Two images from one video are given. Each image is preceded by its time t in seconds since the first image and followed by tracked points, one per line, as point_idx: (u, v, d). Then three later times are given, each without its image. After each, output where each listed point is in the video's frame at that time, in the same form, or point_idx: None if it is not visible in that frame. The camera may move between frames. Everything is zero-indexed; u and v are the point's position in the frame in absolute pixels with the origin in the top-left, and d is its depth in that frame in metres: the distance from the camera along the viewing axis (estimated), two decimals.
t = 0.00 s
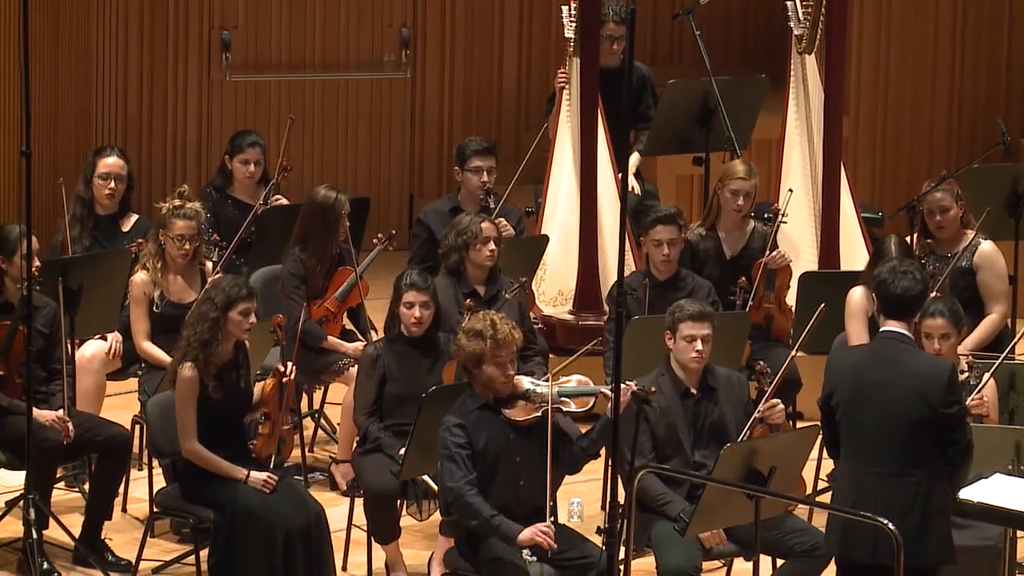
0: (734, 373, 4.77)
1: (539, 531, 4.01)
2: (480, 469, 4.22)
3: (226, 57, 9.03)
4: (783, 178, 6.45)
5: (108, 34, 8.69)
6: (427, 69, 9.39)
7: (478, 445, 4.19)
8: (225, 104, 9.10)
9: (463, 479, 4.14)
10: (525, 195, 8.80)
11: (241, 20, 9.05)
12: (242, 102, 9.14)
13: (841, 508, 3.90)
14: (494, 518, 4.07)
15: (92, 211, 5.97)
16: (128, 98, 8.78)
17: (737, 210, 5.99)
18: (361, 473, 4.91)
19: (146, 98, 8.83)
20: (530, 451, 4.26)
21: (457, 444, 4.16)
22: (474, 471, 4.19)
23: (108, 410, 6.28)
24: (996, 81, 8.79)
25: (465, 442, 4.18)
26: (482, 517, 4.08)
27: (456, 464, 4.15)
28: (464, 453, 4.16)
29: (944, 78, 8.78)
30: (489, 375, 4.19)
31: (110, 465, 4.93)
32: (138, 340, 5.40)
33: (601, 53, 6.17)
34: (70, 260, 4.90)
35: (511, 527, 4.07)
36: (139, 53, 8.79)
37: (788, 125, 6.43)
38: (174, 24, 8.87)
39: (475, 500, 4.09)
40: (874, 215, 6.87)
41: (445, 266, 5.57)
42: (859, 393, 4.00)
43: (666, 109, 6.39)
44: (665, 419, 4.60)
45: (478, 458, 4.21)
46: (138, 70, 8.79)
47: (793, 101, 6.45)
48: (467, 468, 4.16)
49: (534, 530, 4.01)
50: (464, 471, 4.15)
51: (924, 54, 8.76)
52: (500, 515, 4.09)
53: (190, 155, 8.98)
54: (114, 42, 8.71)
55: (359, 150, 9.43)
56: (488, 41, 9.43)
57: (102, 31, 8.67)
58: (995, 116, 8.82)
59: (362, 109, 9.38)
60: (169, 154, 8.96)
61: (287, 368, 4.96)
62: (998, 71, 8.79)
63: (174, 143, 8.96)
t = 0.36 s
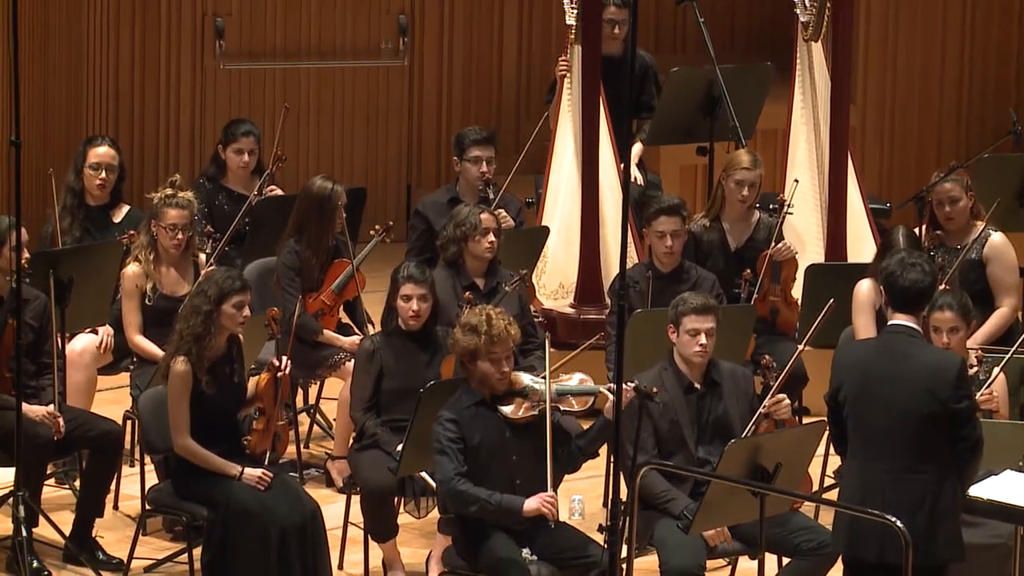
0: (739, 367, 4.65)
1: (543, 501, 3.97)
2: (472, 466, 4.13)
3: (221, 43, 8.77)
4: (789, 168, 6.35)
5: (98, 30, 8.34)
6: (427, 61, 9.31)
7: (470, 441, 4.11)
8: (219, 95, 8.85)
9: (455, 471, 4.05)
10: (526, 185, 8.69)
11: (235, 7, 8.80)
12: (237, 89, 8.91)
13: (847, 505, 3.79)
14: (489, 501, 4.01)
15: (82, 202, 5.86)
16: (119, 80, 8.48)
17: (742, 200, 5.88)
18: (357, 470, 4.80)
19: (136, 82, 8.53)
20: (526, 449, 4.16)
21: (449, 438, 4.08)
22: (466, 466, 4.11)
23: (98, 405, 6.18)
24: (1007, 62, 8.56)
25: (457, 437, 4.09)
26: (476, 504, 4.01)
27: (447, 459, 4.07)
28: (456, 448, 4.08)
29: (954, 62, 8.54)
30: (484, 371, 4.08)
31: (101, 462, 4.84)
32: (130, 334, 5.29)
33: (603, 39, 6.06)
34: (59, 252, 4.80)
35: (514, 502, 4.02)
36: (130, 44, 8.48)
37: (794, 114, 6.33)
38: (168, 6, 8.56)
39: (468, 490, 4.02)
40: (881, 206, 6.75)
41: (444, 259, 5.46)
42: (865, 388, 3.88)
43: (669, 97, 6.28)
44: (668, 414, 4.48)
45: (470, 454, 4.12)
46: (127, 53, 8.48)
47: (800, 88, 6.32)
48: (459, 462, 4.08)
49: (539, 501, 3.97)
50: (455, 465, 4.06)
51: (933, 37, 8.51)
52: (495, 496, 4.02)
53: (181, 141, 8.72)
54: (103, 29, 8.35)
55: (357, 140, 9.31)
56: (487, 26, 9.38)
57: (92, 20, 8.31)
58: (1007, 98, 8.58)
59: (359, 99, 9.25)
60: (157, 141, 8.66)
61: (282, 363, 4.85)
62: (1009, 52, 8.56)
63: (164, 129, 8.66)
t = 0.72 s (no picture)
0: (742, 363, 4.54)
1: (540, 477, 3.87)
2: (466, 465, 4.02)
3: (214, 33, 8.62)
4: (794, 159, 6.24)
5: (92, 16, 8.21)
6: (424, 50, 9.31)
7: (467, 439, 4.01)
8: (212, 84, 8.70)
9: (447, 464, 3.94)
10: (526, 177, 8.62)
11: None
12: (232, 77, 8.78)
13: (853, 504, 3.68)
14: (483, 484, 3.89)
15: (73, 194, 5.76)
16: (110, 74, 8.32)
17: (747, 192, 5.77)
18: (354, 468, 4.71)
19: (128, 76, 8.38)
20: (524, 447, 4.06)
21: (444, 432, 3.98)
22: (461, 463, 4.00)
23: (90, 402, 6.09)
24: (1016, 55, 8.49)
25: (453, 433, 3.99)
26: (470, 490, 3.89)
27: (440, 453, 3.96)
28: (450, 443, 3.98)
29: (964, 55, 8.44)
30: (483, 367, 3.97)
31: (92, 459, 4.74)
32: (122, 329, 5.20)
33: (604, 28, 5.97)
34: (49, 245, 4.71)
35: (508, 479, 3.90)
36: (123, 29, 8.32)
37: (799, 105, 6.23)
38: None
39: (461, 477, 3.90)
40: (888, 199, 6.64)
41: (443, 252, 5.36)
42: (872, 384, 3.78)
43: (672, 87, 6.17)
44: (670, 410, 4.38)
45: (466, 453, 4.02)
46: (120, 46, 8.34)
47: (805, 78, 6.22)
48: (453, 457, 3.97)
49: (537, 478, 3.87)
50: (449, 458, 3.95)
51: (943, 30, 8.40)
52: (489, 479, 3.91)
53: (175, 137, 8.57)
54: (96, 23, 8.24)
55: (353, 131, 9.23)
56: (487, 21, 9.42)
57: (84, 11, 8.17)
58: (1015, 91, 8.52)
59: (355, 89, 9.18)
60: (152, 137, 8.51)
61: (277, 358, 4.70)
62: (1018, 44, 8.49)
63: (161, 123, 8.52)
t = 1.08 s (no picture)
0: (746, 357, 4.44)
1: (539, 463, 3.78)
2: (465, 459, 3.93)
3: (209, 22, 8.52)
4: (799, 150, 6.14)
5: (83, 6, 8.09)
6: (422, 32, 9.28)
7: (467, 433, 3.92)
8: (206, 72, 8.62)
9: (445, 455, 3.85)
10: (526, 168, 8.54)
11: None
12: (226, 65, 8.71)
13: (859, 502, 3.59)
14: (482, 471, 3.80)
15: (64, 184, 5.68)
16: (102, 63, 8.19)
17: (751, 183, 5.67)
18: (351, 464, 4.62)
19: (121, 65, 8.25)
20: (523, 444, 3.97)
21: (443, 424, 3.88)
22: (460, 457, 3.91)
23: (81, 397, 6.01)
24: None
25: (453, 426, 3.90)
26: (469, 479, 3.80)
27: (438, 446, 3.87)
28: (449, 434, 3.89)
29: (971, 39, 8.36)
30: (485, 362, 3.88)
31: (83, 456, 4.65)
32: (114, 322, 5.10)
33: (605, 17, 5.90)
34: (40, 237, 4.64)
35: (507, 464, 3.81)
36: (114, 13, 8.20)
37: (805, 94, 6.13)
38: None
39: (459, 466, 3.81)
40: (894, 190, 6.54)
41: (441, 244, 5.26)
42: (880, 379, 3.68)
43: (674, 76, 6.08)
44: (673, 406, 4.27)
45: (466, 448, 3.93)
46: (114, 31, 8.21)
47: (810, 67, 6.13)
48: (452, 448, 3.88)
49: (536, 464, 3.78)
50: (448, 450, 3.86)
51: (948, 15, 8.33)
52: (487, 465, 3.82)
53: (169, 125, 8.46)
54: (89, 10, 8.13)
55: (349, 120, 9.17)
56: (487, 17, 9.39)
57: None
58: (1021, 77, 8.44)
59: (352, 76, 9.13)
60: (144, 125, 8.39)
61: (272, 352, 4.63)
62: None
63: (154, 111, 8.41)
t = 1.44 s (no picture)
0: (749, 350, 4.33)
1: (540, 443, 3.68)
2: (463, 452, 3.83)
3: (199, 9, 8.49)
4: (803, 138, 6.05)
5: None
6: (417, 26, 9.13)
7: (466, 425, 3.82)
8: (197, 58, 8.56)
9: (444, 441, 3.74)
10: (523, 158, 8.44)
11: None
12: (219, 54, 8.64)
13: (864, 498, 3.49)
14: (482, 450, 3.67)
15: (53, 174, 5.58)
16: (91, 52, 8.15)
17: (754, 173, 5.57)
18: (345, 459, 4.53)
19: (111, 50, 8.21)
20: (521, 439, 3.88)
21: (443, 413, 3.79)
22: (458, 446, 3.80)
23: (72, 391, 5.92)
24: None
25: (452, 416, 3.81)
26: (469, 460, 3.67)
27: (438, 432, 3.76)
28: (448, 421, 3.79)
29: (979, 27, 8.24)
30: (485, 357, 3.78)
31: (72, 451, 4.56)
32: (104, 315, 5.01)
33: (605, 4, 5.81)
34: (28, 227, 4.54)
35: (507, 444, 3.69)
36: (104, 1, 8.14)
37: (808, 83, 6.05)
38: None
39: (458, 449, 3.69)
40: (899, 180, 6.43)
41: (437, 236, 5.15)
42: (887, 372, 3.57)
43: (676, 63, 5.97)
44: (674, 400, 4.18)
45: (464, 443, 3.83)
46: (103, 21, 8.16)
47: (814, 56, 6.05)
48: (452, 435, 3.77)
49: (537, 444, 3.68)
50: (447, 435, 3.75)
51: (957, 0, 8.21)
52: (487, 445, 3.69)
53: (158, 114, 8.41)
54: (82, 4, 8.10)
55: (345, 109, 9.09)
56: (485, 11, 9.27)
57: None
58: None
59: (347, 65, 9.05)
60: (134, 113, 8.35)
61: (265, 346, 4.55)
62: None
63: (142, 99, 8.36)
